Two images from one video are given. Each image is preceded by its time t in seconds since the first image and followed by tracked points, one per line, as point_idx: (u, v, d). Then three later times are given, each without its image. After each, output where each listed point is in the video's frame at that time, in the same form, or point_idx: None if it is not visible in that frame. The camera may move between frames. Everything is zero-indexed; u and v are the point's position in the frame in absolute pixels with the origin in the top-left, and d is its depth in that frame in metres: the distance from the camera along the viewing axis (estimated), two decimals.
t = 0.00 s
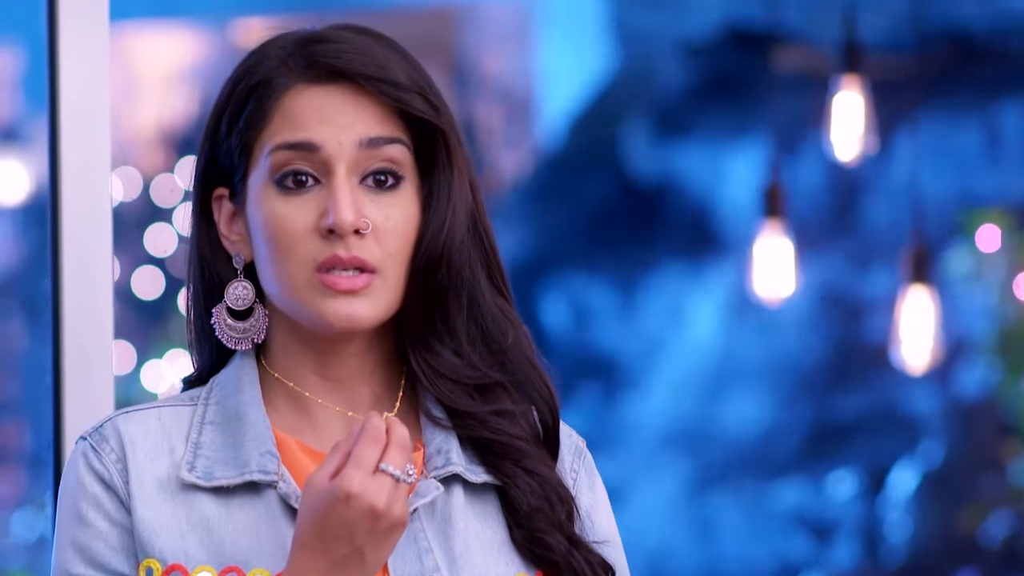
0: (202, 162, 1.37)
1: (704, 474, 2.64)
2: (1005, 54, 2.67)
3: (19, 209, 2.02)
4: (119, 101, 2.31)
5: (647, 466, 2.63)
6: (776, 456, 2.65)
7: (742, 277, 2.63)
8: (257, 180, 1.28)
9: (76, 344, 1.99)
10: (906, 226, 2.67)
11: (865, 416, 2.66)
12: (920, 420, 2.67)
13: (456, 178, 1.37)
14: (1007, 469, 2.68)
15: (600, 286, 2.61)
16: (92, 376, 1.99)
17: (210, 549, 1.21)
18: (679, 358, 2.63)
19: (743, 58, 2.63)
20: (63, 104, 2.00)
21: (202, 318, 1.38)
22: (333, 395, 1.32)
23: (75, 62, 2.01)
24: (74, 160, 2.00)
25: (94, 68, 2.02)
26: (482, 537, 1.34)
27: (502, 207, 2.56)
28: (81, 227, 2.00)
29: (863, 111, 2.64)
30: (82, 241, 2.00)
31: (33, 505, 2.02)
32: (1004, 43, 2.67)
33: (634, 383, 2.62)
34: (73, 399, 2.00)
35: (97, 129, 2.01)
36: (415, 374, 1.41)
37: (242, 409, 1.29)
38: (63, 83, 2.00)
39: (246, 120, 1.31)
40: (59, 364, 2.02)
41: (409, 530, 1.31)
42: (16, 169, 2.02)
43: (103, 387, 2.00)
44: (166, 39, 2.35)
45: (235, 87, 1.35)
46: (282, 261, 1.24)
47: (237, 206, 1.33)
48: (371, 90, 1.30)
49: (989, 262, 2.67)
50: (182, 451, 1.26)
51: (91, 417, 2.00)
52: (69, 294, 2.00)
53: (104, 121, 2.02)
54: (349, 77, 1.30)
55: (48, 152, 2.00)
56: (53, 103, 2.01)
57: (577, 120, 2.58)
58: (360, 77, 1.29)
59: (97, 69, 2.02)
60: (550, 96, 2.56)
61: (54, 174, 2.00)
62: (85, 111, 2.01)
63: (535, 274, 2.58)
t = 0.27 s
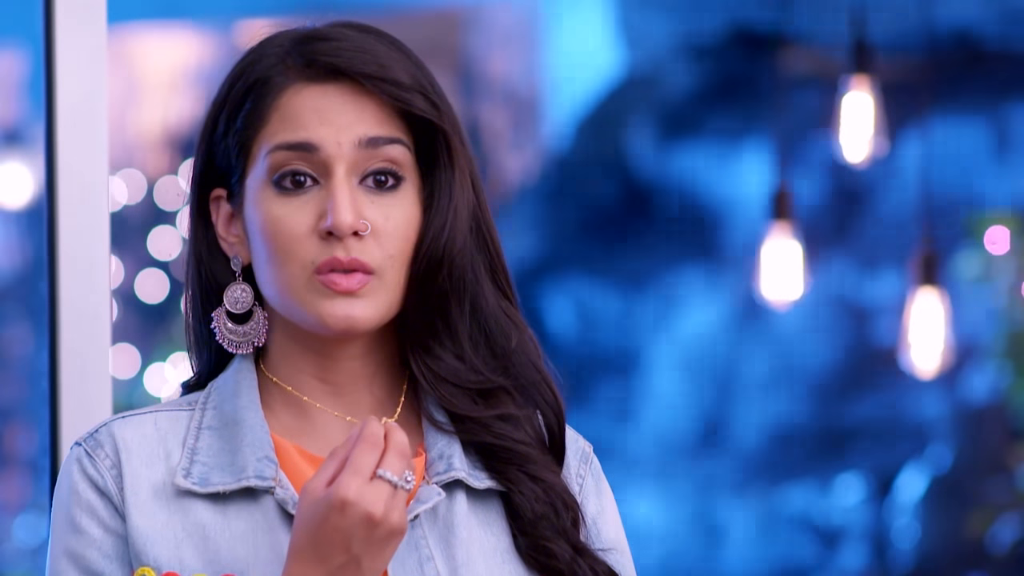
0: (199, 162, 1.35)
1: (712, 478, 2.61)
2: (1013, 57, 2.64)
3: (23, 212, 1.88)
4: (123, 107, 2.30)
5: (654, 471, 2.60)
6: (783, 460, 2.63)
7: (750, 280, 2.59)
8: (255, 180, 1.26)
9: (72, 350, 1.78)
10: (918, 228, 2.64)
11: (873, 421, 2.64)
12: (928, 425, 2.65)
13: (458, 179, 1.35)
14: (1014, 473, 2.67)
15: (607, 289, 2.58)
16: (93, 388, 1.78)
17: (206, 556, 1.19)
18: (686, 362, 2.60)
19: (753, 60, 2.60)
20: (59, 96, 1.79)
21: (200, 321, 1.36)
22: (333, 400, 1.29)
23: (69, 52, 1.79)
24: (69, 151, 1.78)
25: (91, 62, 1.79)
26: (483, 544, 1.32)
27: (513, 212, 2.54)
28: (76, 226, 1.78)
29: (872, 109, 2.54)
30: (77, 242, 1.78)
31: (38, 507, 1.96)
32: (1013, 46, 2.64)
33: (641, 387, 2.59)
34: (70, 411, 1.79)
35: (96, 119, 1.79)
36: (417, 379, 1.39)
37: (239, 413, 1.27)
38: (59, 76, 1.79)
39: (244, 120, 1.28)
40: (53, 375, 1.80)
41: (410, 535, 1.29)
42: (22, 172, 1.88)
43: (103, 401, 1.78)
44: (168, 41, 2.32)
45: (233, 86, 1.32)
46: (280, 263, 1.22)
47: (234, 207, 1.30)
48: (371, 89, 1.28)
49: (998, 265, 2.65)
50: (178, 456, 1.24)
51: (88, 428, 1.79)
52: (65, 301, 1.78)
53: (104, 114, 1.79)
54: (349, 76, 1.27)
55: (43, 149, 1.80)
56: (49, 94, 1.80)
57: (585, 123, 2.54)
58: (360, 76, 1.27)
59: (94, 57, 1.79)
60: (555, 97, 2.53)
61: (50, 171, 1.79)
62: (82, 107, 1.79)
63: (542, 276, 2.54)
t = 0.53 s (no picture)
0: (198, 163, 1.33)
1: (715, 481, 2.59)
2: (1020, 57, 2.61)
3: (23, 215, 1.80)
4: (124, 106, 2.26)
5: (657, 475, 2.58)
6: (788, 464, 2.60)
7: (754, 284, 2.57)
8: (254, 180, 1.24)
9: (69, 352, 1.75)
10: (924, 230, 2.62)
11: (876, 424, 2.62)
12: (931, 429, 2.64)
13: (461, 180, 1.33)
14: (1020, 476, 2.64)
15: (610, 291, 2.54)
16: (87, 388, 1.76)
17: (204, 565, 1.16)
18: (690, 365, 2.57)
19: (757, 63, 2.57)
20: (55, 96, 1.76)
21: (199, 324, 1.34)
22: (333, 405, 1.27)
23: (63, 48, 1.76)
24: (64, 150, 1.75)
25: (88, 61, 1.77)
26: (486, 552, 1.29)
27: (513, 214, 2.49)
28: (74, 226, 1.76)
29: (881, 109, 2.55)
30: (74, 243, 1.76)
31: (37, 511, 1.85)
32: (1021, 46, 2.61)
33: (644, 391, 2.57)
34: (66, 412, 1.76)
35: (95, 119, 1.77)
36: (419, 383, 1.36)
37: (238, 419, 1.25)
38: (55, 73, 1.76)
39: (244, 119, 1.26)
40: (48, 378, 1.77)
41: (411, 544, 1.27)
42: (21, 174, 1.80)
43: (98, 401, 1.76)
44: (169, 44, 2.31)
45: (232, 85, 1.30)
46: (279, 265, 1.20)
47: (233, 208, 1.28)
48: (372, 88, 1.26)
49: (1004, 267, 2.62)
50: (176, 463, 1.22)
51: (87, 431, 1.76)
52: (60, 303, 1.76)
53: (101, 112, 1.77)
54: (350, 74, 1.25)
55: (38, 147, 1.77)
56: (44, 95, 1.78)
57: (588, 125, 2.52)
58: (362, 75, 1.25)
59: (91, 57, 1.77)
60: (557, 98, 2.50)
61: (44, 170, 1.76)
62: (78, 108, 1.77)
63: (545, 280, 2.51)
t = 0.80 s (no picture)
0: (195, 165, 1.31)
1: (716, 486, 2.58)
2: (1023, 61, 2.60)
3: (23, 219, 1.77)
4: (122, 113, 2.25)
5: (657, 480, 2.56)
6: (790, 469, 2.58)
7: (757, 288, 2.55)
8: (252, 183, 1.22)
9: (61, 353, 1.69)
10: (927, 233, 2.61)
11: (880, 428, 2.59)
12: (934, 433, 2.61)
13: (463, 183, 1.31)
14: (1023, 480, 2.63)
15: (611, 294, 2.53)
16: (83, 393, 1.70)
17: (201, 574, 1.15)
18: (692, 369, 2.56)
19: (759, 67, 2.56)
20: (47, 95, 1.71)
21: (196, 329, 1.32)
22: (333, 412, 1.25)
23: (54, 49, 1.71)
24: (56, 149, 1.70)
25: (81, 67, 1.72)
26: (487, 562, 1.28)
27: (514, 217, 2.47)
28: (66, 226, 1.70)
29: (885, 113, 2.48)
30: (66, 244, 1.70)
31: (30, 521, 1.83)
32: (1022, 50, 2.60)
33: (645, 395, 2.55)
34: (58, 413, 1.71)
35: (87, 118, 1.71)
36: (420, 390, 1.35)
37: (236, 426, 1.23)
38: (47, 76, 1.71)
39: (242, 121, 1.24)
40: (41, 380, 1.71)
41: (412, 553, 1.25)
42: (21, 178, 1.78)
43: (94, 407, 1.70)
44: (166, 46, 2.28)
45: (230, 87, 1.29)
46: (278, 269, 1.18)
47: (231, 211, 1.27)
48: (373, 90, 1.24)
49: (1007, 271, 2.61)
50: (173, 470, 1.20)
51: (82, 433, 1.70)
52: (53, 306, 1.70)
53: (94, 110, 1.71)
54: (350, 75, 1.24)
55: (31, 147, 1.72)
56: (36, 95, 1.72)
57: (588, 129, 2.51)
58: (363, 76, 1.23)
59: (84, 56, 1.72)
60: (558, 102, 2.48)
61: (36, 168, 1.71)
62: (72, 107, 1.71)
63: (546, 284, 2.50)
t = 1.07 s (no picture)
0: (193, 168, 1.30)
1: (717, 493, 2.56)
2: None
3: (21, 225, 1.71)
4: (121, 117, 2.20)
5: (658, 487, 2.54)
6: (792, 476, 2.56)
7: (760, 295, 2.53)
8: (251, 186, 1.21)
9: (54, 360, 1.69)
10: (930, 239, 2.59)
11: (882, 435, 2.57)
12: (936, 440, 2.59)
13: (464, 187, 1.29)
14: None
15: (611, 300, 2.50)
16: (78, 399, 1.70)
17: None
18: (694, 376, 2.53)
19: (760, 72, 2.54)
20: (41, 97, 1.70)
21: (192, 335, 1.30)
22: (331, 420, 1.23)
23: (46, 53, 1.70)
24: (50, 152, 1.69)
25: (72, 70, 1.71)
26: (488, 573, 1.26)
27: (513, 223, 2.45)
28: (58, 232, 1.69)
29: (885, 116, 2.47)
30: (58, 251, 1.69)
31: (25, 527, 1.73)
32: None
33: (645, 403, 2.53)
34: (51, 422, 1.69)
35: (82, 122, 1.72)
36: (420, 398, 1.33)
37: (234, 434, 1.21)
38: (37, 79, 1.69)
39: (240, 122, 1.23)
40: (33, 390, 1.69)
41: (411, 564, 1.23)
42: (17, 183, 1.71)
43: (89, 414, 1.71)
44: (165, 52, 2.25)
45: (228, 88, 1.27)
46: (278, 274, 1.16)
47: (229, 214, 1.25)
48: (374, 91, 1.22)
49: (1009, 277, 2.59)
50: (169, 479, 1.18)
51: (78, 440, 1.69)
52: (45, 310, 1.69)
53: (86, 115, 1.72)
54: (351, 77, 1.22)
55: (22, 148, 1.70)
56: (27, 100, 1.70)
57: (588, 134, 2.48)
58: (364, 77, 1.21)
59: (79, 59, 1.72)
60: (558, 106, 2.46)
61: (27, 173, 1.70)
62: (64, 111, 1.70)
63: (545, 290, 2.47)
